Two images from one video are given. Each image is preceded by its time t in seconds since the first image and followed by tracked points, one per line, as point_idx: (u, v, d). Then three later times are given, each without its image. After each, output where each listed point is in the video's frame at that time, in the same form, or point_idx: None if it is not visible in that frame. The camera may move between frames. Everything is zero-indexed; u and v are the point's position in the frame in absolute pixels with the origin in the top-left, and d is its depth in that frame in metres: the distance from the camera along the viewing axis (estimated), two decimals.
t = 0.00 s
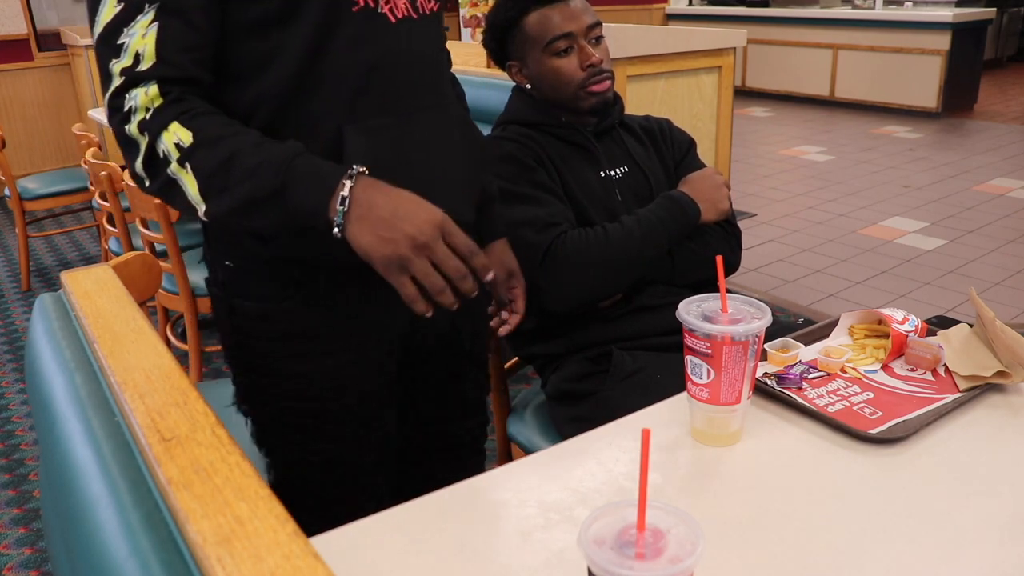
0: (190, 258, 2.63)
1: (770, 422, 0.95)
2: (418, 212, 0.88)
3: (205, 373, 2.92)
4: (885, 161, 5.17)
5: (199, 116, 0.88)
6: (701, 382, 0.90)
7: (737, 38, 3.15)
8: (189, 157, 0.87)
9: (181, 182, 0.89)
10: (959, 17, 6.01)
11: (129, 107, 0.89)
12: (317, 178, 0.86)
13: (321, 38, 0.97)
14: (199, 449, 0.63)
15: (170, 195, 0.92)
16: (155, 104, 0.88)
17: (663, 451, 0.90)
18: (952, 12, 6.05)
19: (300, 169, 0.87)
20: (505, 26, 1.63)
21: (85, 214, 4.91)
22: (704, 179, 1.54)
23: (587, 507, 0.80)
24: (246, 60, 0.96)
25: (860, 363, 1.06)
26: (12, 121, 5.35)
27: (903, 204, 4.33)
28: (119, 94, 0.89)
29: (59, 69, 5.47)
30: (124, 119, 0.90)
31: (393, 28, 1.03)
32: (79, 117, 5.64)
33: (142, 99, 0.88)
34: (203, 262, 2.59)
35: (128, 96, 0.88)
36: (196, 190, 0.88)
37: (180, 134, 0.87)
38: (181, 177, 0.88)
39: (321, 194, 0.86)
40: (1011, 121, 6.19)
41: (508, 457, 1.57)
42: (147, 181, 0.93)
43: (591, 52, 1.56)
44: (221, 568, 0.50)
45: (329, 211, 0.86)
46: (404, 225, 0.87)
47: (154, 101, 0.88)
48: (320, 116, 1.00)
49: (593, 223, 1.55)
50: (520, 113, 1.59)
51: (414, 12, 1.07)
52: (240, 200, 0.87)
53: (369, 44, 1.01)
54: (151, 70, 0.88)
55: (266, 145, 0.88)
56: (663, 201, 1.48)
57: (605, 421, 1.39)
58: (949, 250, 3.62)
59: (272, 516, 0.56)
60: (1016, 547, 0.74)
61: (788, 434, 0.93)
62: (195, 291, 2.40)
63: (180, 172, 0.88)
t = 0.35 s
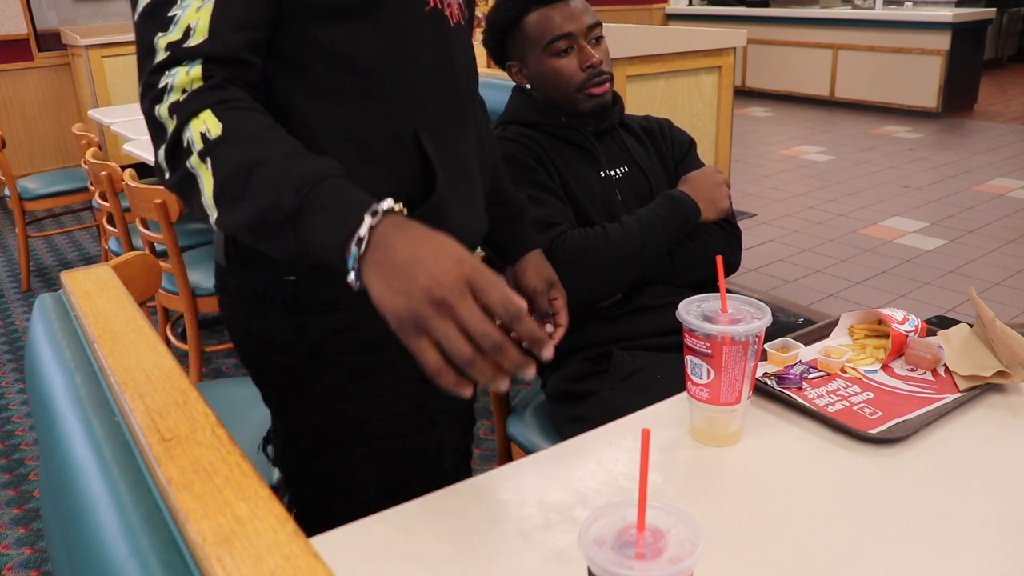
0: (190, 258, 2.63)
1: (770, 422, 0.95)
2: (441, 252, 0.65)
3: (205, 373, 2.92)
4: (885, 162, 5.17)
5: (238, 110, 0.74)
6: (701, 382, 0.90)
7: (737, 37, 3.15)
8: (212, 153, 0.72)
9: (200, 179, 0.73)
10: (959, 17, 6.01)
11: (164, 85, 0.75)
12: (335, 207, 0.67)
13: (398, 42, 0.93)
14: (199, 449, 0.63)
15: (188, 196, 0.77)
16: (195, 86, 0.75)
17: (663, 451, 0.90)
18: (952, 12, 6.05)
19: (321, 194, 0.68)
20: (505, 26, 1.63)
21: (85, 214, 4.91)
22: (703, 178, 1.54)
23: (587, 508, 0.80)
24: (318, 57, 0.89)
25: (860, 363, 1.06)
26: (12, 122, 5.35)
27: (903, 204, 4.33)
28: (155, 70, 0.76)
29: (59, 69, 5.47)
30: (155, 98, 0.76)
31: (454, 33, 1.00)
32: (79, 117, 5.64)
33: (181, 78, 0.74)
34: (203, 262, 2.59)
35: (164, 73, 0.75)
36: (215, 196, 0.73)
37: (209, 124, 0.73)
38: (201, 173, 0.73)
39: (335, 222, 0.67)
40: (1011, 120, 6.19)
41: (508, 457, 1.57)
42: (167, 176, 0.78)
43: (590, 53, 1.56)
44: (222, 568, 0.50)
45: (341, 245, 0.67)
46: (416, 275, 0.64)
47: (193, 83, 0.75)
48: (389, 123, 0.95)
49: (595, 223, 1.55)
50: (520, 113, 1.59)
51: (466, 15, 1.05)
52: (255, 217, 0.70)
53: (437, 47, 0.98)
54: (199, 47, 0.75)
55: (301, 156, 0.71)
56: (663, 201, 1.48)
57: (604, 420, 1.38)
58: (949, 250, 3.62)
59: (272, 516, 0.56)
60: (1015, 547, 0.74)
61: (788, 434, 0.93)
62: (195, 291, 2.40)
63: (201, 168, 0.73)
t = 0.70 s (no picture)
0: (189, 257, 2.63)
1: (770, 422, 0.95)
2: (566, 456, 0.53)
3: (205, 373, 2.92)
4: (884, 161, 5.17)
5: (327, 203, 0.54)
6: (701, 382, 0.90)
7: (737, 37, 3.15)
8: (297, 266, 0.51)
9: (267, 298, 0.52)
10: (959, 17, 6.01)
11: (232, 145, 0.52)
12: (448, 402, 0.52)
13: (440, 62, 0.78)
14: (198, 449, 0.63)
15: (231, 308, 0.54)
16: (274, 154, 0.53)
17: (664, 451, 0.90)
18: (952, 12, 6.05)
19: (437, 378, 0.52)
20: (505, 27, 1.63)
21: (84, 214, 4.91)
22: (703, 178, 1.53)
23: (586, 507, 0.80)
24: (361, 87, 0.71)
25: (860, 363, 1.06)
26: (12, 122, 5.36)
27: (903, 204, 4.33)
28: (215, 119, 0.53)
29: (59, 69, 5.47)
30: (214, 160, 0.52)
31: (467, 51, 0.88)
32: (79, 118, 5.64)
33: (256, 135, 0.52)
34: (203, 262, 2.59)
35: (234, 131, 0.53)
36: (282, 326, 0.51)
37: (297, 222, 0.52)
38: (273, 289, 0.52)
39: (444, 419, 0.52)
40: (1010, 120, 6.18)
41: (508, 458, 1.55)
42: (206, 265, 0.54)
43: (590, 54, 1.56)
44: (222, 568, 0.51)
45: (448, 450, 0.52)
46: (535, 481, 0.51)
47: (271, 148, 0.53)
48: (432, 156, 0.79)
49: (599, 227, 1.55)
50: (520, 113, 1.59)
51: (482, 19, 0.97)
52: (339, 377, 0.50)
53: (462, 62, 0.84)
54: (272, 89, 0.53)
55: (404, 306, 0.52)
56: (663, 201, 1.49)
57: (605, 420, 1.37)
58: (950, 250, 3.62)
59: (272, 516, 0.56)
60: (1015, 548, 0.74)
61: (788, 434, 0.93)
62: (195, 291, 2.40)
63: (275, 281, 0.52)
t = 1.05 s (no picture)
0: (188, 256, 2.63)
1: (770, 421, 0.95)
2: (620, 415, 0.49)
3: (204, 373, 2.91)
4: (884, 161, 5.17)
5: (312, 222, 0.52)
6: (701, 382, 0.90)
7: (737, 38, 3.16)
8: (289, 287, 0.49)
9: (262, 321, 0.50)
10: (959, 17, 6.01)
11: (208, 173, 0.49)
12: (476, 395, 0.51)
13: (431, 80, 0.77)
14: (199, 449, 0.63)
15: (222, 339, 0.52)
16: (250, 182, 0.50)
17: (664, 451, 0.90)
18: (952, 12, 6.06)
19: (456, 366, 0.51)
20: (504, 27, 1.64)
21: (84, 214, 4.91)
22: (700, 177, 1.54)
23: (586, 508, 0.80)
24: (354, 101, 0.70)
25: (860, 363, 1.06)
26: (12, 122, 5.35)
27: (903, 204, 4.33)
28: (188, 150, 0.50)
29: (59, 69, 5.47)
30: (189, 190, 0.50)
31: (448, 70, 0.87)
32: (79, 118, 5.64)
33: (233, 163, 0.49)
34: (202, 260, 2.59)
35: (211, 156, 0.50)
36: (282, 348, 0.49)
37: (281, 245, 0.50)
38: (267, 312, 0.50)
39: (473, 408, 0.50)
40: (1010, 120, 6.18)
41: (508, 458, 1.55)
42: (188, 302, 0.51)
43: (585, 56, 1.55)
44: (222, 568, 0.51)
45: (479, 436, 0.50)
46: (595, 440, 0.48)
47: (248, 176, 0.50)
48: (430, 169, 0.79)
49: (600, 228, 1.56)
50: (520, 113, 1.59)
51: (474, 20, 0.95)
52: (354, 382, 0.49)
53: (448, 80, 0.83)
54: (255, 118, 0.51)
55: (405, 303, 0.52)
56: (664, 202, 1.48)
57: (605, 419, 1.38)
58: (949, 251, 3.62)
59: (272, 516, 0.56)
60: (1015, 548, 0.74)
61: (788, 434, 0.93)
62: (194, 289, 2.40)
63: (268, 305, 0.50)
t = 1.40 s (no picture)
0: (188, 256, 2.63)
1: (770, 421, 0.95)
2: None
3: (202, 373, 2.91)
4: (885, 161, 5.17)
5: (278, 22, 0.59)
6: (701, 382, 0.89)
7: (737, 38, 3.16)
8: (276, 42, 0.55)
9: (277, 84, 0.54)
10: (959, 17, 6.01)
11: (189, 43, 0.58)
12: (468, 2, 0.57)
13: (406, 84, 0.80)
14: (199, 449, 0.63)
15: (265, 147, 0.56)
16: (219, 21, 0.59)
17: (664, 451, 0.90)
18: (952, 12, 6.05)
19: None
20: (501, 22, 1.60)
21: (84, 214, 4.92)
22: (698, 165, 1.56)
23: (586, 508, 0.80)
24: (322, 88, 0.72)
25: (860, 363, 1.06)
26: (12, 123, 5.35)
27: (903, 204, 4.32)
28: (175, 45, 0.59)
29: (59, 69, 5.47)
30: (179, 65, 0.58)
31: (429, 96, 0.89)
32: (79, 118, 5.64)
33: (207, 25, 0.58)
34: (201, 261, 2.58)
35: (166, 48, 0.60)
36: (311, 78, 0.54)
37: (255, 30, 0.56)
38: (275, 78, 0.54)
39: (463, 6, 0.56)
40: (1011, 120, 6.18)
41: (509, 459, 1.55)
42: (235, 153, 0.57)
43: (582, 57, 1.52)
44: (221, 568, 0.51)
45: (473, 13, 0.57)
46: None
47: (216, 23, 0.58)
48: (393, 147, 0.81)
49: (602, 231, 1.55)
50: (520, 112, 1.59)
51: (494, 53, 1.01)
52: (375, 53, 0.54)
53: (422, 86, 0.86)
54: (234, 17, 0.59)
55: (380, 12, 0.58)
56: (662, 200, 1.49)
57: (605, 420, 1.38)
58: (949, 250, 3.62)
59: (272, 516, 0.56)
60: (1015, 547, 0.74)
61: (788, 433, 0.93)
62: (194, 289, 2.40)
63: (271, 70, 0.54)
